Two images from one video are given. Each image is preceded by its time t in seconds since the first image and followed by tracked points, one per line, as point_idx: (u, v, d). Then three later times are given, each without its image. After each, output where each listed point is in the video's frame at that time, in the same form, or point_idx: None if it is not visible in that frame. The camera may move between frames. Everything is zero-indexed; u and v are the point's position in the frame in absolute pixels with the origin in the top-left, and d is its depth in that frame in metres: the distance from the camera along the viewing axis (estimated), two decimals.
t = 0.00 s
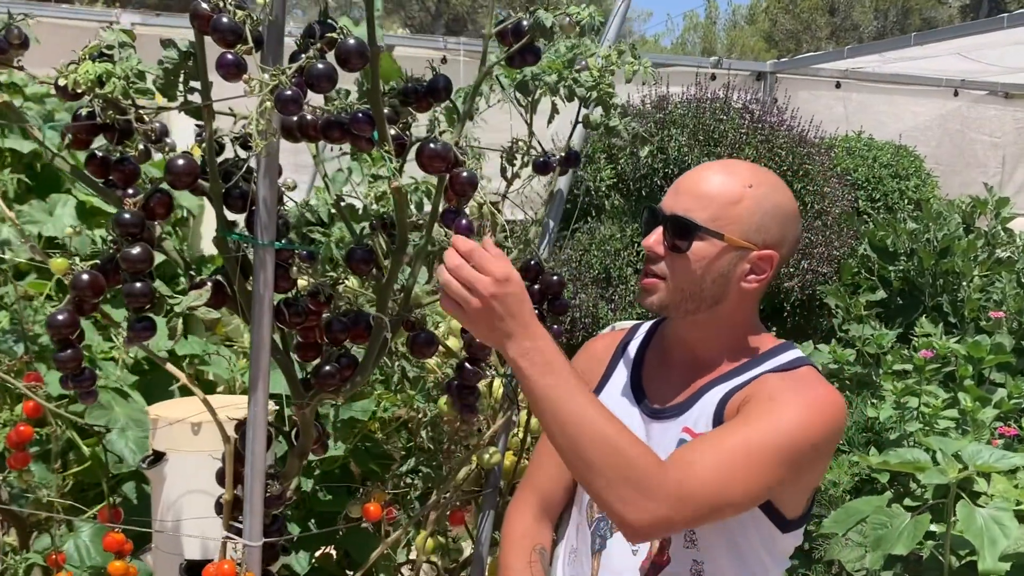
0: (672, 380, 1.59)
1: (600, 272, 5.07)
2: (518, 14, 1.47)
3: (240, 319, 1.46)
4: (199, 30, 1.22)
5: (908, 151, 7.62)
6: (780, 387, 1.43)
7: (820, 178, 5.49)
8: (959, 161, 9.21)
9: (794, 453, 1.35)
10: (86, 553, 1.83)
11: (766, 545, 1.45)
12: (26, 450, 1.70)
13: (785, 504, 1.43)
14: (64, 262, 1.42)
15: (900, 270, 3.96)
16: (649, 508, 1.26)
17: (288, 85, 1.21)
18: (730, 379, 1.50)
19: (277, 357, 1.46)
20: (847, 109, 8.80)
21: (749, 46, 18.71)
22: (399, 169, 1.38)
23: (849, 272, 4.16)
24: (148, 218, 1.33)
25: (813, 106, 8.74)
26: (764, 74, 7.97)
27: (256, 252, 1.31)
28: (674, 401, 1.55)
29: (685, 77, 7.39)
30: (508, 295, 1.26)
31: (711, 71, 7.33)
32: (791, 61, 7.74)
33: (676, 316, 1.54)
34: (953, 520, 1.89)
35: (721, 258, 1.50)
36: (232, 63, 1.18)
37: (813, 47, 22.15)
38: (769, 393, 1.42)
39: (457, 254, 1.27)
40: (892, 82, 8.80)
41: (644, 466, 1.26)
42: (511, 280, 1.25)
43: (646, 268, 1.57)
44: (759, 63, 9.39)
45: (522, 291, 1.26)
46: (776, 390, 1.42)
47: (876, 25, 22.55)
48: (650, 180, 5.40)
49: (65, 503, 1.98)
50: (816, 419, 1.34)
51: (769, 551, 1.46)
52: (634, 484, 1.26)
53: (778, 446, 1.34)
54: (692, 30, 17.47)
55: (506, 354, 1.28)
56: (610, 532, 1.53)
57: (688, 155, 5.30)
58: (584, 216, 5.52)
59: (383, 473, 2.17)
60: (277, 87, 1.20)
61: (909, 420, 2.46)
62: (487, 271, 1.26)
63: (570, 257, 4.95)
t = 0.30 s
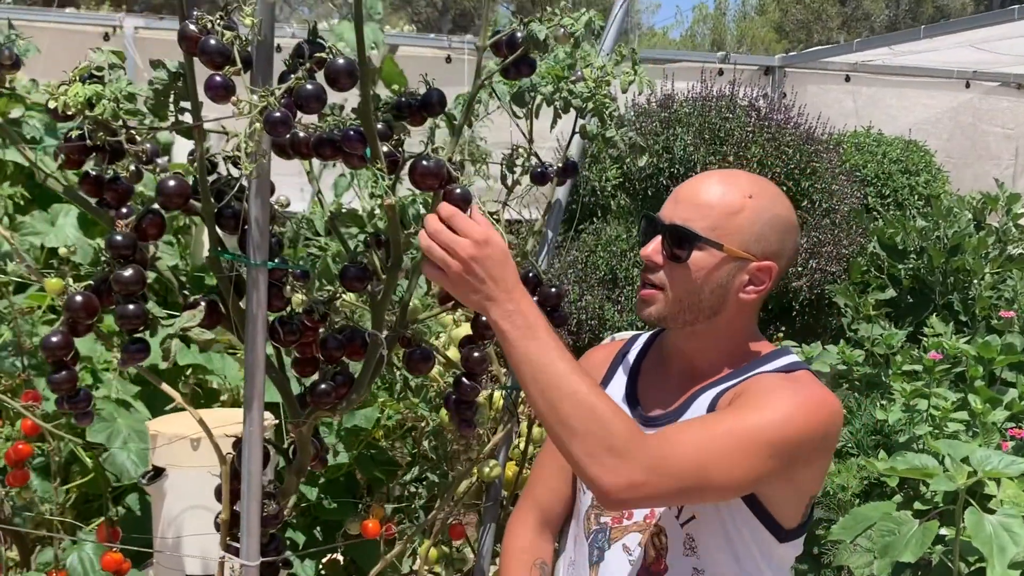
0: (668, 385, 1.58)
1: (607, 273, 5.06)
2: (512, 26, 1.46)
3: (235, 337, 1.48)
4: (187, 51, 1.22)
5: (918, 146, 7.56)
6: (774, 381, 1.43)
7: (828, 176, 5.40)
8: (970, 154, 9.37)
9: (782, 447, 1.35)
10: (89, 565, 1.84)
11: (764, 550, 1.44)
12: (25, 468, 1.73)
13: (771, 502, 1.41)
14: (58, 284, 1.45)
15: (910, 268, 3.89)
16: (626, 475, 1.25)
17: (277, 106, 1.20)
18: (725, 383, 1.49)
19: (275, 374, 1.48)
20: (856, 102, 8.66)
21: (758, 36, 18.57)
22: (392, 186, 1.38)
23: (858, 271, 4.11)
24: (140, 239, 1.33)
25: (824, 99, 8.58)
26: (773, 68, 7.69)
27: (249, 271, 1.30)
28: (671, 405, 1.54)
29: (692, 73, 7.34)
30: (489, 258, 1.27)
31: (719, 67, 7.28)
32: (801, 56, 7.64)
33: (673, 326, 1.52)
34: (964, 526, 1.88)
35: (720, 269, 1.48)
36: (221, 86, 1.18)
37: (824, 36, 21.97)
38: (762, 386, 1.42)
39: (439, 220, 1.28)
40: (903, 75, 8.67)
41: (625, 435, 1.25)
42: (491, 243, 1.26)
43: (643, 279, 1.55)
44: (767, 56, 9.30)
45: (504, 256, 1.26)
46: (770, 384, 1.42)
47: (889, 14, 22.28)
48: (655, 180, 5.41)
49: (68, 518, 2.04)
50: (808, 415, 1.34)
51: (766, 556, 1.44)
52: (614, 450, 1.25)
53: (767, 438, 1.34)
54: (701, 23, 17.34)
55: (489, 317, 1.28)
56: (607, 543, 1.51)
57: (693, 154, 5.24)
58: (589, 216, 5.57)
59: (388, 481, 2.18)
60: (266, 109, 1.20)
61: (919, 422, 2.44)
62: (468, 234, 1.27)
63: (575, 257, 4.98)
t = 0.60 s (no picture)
0: (674, 395, 1.57)
1: (614, 272, 4.94)
2: (517, 32, 1.45)
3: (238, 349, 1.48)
4: (187, 65, 1.20)
5: (929, 140, 7.49)
6: (782, 390, 1.41)
7: (838, 172, 5.28)
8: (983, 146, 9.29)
9: (790, 457, 1.33)
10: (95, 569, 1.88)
11: (772, 563, 1.42)
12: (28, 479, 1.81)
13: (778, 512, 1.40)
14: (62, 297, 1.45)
15: (921, 265, 3.81)
16: (631, 488, 1.24)
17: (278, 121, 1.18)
18: (732, 392, 1.48)
19: (278, 387, 1.49)
20: (866, 95, 8.49)
21: (767, 25, 18.38)
22: (395, 199, 1.37)
23: (870, 269, 4.05)
24: (141, 253, 1.32)
25: (833, 92, 8.40)
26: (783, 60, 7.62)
27: (251, 286, 1.29)
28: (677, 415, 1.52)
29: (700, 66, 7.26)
30: (495, 269, 1.24)
31: (727, 60, 7.20)
32: (810, 49, 7.54)
33: (680, 336, 1.50)
34: (976, 532, 1.88)
35: (727, 278, 1.47)
36: (221, 100, 1.16)
37: (833, 25, 21.75)
38: (770, 395, 1.40)
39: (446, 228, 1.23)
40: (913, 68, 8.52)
41: (630, 447, 1.24)
42: (499, 254, 1.22)
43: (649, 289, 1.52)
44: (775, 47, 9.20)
45: (509, 266, 1.23)
46: (778, 392, 1.40)
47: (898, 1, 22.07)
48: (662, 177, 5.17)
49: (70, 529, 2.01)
50: (816, 425, 1.32)
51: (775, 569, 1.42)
52: (619, 463, 1.24)
53: (774, 448, 1.32)
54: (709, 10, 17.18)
55: (494, 327, 1.26)
56: (615, 555, 1.51)
57: (701, 152, 5.04)
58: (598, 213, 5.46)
59: (395, 483, 2.19)
60: (268, 123, 1.18)
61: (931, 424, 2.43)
62: (474, 244, 1.23)
63: (580, 255, 4.93)
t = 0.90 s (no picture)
0: (686, 402, 1.57)
1: (622, 267, 4.87)
2: (531, 34, 1.46)
3: (249, 354, 1.47)
4: (200, 70, 1.19)
5: (940, 135, 7.43)
6: (795, 397, 1.40)
7: (848, 168, 5.15)
8: (993, 141, 9.23)
9: (807, 465, 1.32)
10: (102, 569, 1.82)
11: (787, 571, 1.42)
12: (37, 479, 1.82)
13: (795, 521, 1.39)
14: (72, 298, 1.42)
15: (931, 262, 3.72)
16: (646, 497, 1.24)
17: (292, 127, 1.17)
18: (747, 398, 1.48)
19: (290, 392, 1.48)
20: (876, 89, 8.41)
21: (775, 16, 18.27)
22: (408, 203, 1.36)
23: (879, 265, 4.02)
24: (153, 258, 1.29)
25: (843, 86, 8.30)
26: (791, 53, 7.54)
27: (264, 291, 1.27)
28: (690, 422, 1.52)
29: (708, 59, 7.21)
30: (508, 277, 1.23)
31: (735, 53, 7.15)
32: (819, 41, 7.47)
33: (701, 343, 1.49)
34: (987, 535, 1.96)
35: (750, 283, 1.46)
36: (235, 106, 1.14)
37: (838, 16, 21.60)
38: (784, 402, 1.40)
39: (457, 238, 1.23)
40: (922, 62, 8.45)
41: (645, 456, 1.24)
42: (511, 265, 1.22)
43: (668, 295, 1.51)
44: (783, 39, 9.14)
45: (522, 273, 1.22)
46: (792, 399, 1.40)
47: None
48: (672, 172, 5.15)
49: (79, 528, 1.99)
50: (832, 431, 1.32)
51: None
52: (634, 473, 1.24)
53: (791, 455, 1.31)
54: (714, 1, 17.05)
55: (507, 337, 1.26)
56: (629, 561, 1.51)
57: (711, 148, 4.99)
58: (604, 208, 5.28)
59: (402, 480, 2.19)
60: (281, 129, 1.17)
61: (942, 425, 2.43)
62: (487, 253, 1.22)
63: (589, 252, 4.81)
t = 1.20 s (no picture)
0: (690, 408, 1.55)
1: (625, 264, 4.84)
2: (535, 30, 1.46)
3: (251, 351, 1.45)
4: (203, 67, 1.19)
5: (946, 131, 7.38)
6: (807, 415, 1.38)
7: (853, 163, 5.05)
8: (999, 136, 9.14)
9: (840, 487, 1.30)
10: (102, 566, 1.87)
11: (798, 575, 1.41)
12: (37, 475, 1.82)
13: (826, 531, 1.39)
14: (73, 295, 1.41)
15: (937, 259, 3.71)
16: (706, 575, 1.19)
17: (294, 125, 1.16)
18: (756, 407, 1.46)
19: (292, 390, 1.47)
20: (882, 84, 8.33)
21: (779, 8, 18.15)
22: (411, 201, 1.35)
23: (884, 261, 3.99)
24: (155, 255, 1.28)
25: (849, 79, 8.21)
26: (797, 47, 7.47)
27: (266, 289, 1.26)
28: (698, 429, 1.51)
29: (712, 52, 7.16)
30: (535, 371, 1.22)
31: (740, 46, 7.09)
32: (826, 35, 7.34)
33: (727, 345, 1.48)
34: (991, 534, 1.97)
35: (771, 278, 1.47)
36: (238, 104, 1.14)
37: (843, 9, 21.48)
38: (797, 423, 1.37)
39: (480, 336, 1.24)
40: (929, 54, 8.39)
41: (695, 534, 1.19)
42: (536, 358, 1.21)
43: (688, 302, 1.47)
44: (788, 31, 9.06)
45: (550, 366, 1.21)
46: (805, 418, 1.37)
47: None
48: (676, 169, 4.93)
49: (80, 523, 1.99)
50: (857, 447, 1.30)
51: None
52: (687, 554, 1.19)
53: (824, 480, 1.29)
54: None
55: (539, 431, 1.22)
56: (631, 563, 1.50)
57: (716, 143, 4.85)
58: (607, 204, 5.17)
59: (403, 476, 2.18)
60: (284, 126, 1.16)
61: (946, 423, 2.42)
62: (510, 349, 1.22)
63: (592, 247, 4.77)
